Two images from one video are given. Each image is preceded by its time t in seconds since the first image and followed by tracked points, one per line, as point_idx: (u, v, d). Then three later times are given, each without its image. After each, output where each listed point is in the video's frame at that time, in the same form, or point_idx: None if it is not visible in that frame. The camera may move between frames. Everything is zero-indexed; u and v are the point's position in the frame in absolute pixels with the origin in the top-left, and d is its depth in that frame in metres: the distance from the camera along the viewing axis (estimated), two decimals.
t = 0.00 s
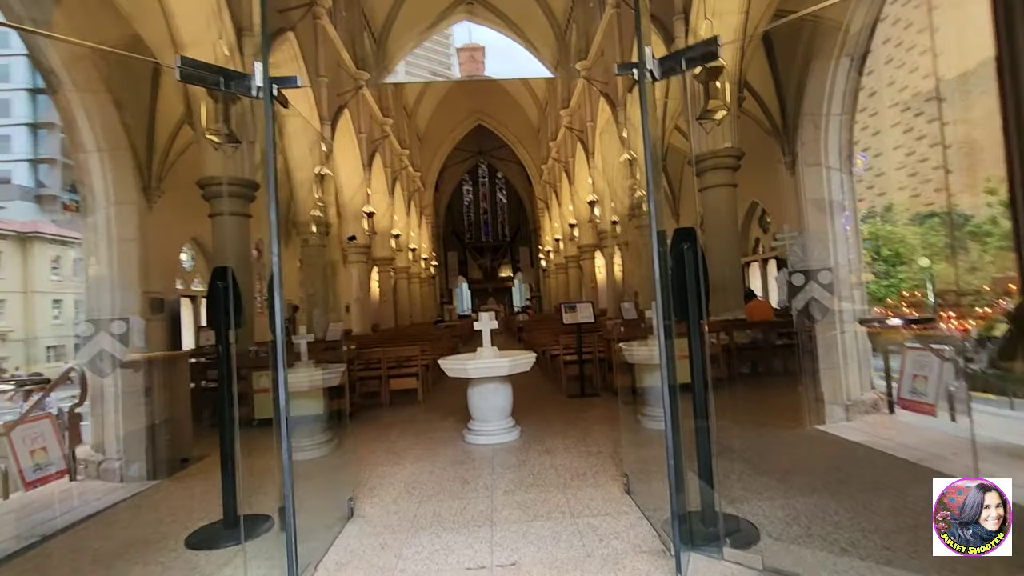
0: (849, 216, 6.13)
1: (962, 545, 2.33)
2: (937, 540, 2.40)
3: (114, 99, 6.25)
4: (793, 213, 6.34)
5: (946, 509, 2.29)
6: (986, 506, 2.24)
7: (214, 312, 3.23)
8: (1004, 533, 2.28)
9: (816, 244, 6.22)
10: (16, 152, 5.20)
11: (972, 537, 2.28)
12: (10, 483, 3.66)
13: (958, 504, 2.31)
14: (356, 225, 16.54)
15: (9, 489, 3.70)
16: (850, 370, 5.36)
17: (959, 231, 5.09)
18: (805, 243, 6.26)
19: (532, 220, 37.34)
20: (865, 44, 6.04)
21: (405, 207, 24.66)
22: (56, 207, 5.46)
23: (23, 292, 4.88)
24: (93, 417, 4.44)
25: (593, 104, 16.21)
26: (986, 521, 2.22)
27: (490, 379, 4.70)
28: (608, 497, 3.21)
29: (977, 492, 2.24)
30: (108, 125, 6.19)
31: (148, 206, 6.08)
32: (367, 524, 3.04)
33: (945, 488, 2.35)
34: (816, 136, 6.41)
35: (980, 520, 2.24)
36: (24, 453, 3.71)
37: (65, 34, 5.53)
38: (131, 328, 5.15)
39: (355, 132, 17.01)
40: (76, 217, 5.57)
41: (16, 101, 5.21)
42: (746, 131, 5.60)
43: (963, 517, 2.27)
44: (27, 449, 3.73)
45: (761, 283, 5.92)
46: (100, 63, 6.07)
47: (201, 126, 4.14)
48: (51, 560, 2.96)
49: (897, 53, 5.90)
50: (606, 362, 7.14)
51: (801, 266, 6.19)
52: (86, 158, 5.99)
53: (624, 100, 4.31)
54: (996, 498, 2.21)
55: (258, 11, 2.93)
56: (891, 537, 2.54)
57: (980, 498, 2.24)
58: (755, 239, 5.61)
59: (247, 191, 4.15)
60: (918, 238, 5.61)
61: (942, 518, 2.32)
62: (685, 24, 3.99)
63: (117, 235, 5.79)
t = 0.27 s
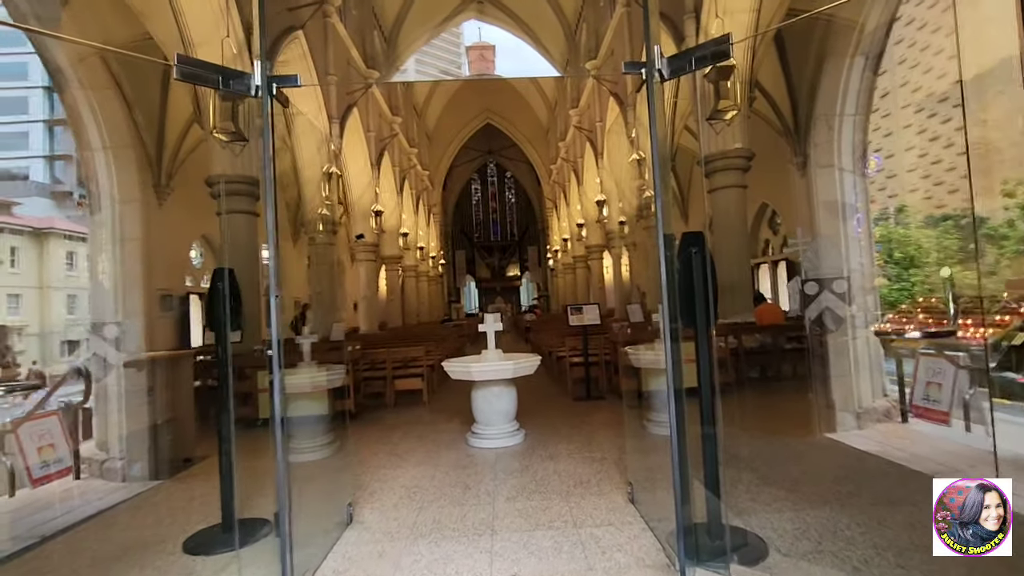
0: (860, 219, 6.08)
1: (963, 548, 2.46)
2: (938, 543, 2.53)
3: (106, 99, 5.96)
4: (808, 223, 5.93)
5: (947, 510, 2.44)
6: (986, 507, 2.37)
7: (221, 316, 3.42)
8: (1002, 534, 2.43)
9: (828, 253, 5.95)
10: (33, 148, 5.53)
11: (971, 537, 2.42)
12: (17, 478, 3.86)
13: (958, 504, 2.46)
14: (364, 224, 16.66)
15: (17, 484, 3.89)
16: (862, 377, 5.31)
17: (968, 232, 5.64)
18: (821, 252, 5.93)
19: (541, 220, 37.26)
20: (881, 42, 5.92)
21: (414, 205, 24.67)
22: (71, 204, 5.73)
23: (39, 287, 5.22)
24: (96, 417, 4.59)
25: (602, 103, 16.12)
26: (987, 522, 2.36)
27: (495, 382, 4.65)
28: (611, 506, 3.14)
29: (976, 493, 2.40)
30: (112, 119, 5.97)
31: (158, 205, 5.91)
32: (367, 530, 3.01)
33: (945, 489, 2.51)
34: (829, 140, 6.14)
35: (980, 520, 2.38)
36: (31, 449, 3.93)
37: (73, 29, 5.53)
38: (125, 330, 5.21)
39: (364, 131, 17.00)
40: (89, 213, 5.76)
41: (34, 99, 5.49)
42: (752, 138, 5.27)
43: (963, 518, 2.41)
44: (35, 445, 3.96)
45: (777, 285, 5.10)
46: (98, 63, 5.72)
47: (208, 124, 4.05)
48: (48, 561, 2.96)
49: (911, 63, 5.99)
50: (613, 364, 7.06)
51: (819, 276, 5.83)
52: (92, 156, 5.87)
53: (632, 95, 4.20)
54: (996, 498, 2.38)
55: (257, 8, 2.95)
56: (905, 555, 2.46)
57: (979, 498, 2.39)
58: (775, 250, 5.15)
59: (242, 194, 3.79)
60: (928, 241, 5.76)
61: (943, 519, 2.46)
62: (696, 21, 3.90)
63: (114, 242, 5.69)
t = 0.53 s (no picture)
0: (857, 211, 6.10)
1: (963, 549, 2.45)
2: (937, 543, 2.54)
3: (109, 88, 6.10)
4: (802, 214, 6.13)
5: (947, 509, 2.47)
6: (986, 507, 2.43)
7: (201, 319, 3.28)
8: (1003, 534, 2.45)
9: (826, 247, 6.06)
10: (21, 138, 5.36)
11: (972, 538, 2.43)
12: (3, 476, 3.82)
13: (958, 504, 2.49)
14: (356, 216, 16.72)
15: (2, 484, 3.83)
16: (856, 375, 5.23)
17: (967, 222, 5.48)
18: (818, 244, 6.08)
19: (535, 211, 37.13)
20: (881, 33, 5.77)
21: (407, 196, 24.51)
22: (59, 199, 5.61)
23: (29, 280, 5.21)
24: (82, 417, 4.50)
25: (597, 94, 15.98)
26: (986, 521, 2.41)
27: (488, 380, 4.58)
28: (606, 508, 3.10)
29: (977, 493, 2.45)
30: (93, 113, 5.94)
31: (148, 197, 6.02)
32: (356, 535, 2.95)
33: (945, 490, 2.55)
34: (826, 130, 6.23)
35: (980, 520, 2.42)
36: (17, 448, 3.97)
37: (49, 15, 5.34)
38: (110, 323, 5.21)
39: (356, 121, 16.75)
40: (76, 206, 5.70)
41: (20, 88, 5.27)
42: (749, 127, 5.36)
43: (963, 518, 2.45)
44: (20, 444, 3.98)
45: (771, 277, 5.62)
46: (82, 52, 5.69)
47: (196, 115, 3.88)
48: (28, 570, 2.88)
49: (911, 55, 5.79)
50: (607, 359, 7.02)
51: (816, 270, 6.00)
52: (72, 150, 5.79)
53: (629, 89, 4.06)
54: (995, 497, 2.43)
55: None
56: (904, 560, 2.42)
57: (979, 498, 2.44)
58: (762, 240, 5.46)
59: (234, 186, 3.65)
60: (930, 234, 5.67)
61: (943, 519, 2.48)
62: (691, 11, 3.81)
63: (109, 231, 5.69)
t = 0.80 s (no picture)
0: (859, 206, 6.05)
1: (963, 549, 2.49)
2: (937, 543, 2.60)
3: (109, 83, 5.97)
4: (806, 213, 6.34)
5: (947, 509, 2.54)
6: (986, 506, 2.49)
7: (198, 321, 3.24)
8: (1002, 534, 2.50)
9: (833, 245, 6.03)
10: (23, 134, 5.31)
11: (973, 538, 2.47)
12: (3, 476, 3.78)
13: (959, 505, 2.55)
14: (357, 212, 16.67)
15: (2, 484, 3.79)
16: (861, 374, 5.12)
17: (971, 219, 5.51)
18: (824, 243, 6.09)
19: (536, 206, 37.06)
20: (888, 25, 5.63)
21: (408, 192, 24.47)
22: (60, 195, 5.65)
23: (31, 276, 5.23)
24: (81, 417, 4.48)
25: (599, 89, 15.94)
26: (987, 522, 2.46)
27: (489, 380, 4.54)
28: (609, 512, 3.05)
29: (976, 493, 2.51)
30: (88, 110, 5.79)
31: (148, 193, 6.20)
32: (356, 540, 2.91)
33: (946, 490, 2.63)
34: (831, 127, 6.29)
35: (980, 520, 2.47)
36: (17, 448, 3.86)
37: (47, 10, 5.26)
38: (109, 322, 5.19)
39: (356, 117, 16.68)
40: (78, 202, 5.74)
41: (22, 84, 5.27)
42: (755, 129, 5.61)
43: (962, 517, 2.51)
44: (21, 444, 3.88)
45: (773, 273, 6.30)
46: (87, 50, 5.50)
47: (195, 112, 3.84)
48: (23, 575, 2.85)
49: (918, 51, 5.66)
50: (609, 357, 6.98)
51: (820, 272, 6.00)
52: (69, 147, 5.70)
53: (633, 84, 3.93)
54: (996, 499, 2.52)
55: None
56: (913, 567, 2.38)
57: (979, 499, 2.50)
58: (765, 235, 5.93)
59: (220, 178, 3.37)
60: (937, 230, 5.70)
61: (944, 518, 2.55)
62: (694, 5, 3.75)
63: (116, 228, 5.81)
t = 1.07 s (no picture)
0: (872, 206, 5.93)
1: (963, 548, 2.46)
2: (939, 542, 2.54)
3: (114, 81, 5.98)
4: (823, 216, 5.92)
5: (946, 510, 2.43)
6: (986, 507, 2.37)
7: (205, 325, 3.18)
8: (1002, 534, 2.44)
9: (842, 248, 5.80)
10: (28, 134, 5.33)
11: (971, 537, 2.42)
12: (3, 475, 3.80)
13: (958, 503, 2.44)
14: (360, 211, 16.65)
15: (4, 484, 3.82)
16: (870, 375, 5.06)
17: (975, 220, 5.48)
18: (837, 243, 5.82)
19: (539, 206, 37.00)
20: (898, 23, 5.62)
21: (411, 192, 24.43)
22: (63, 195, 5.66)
23: (37, 276, 5.29)
24: (83, 419, 4.41)
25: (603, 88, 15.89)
26: (987, 522, 2.36)
27: (492, 382, 4.50)
28: (614, 518, 3.01)
29: (977, 492, 2.38)
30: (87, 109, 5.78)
31: (149, 193, 6.13)
32: (357, 546, 2.88)
33: (945, 489, 2.50)
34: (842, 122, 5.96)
35: (981, 520, 2.37)
36: (19, 448, 3.91)
37: (47, 10, 5.26)
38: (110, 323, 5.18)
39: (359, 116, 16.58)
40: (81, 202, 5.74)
41: (26, 84, 5.27)
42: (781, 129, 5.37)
43: (963, 518, 2.41)
44: (22, 444, 3.93)
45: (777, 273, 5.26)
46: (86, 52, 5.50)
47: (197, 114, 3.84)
48: None
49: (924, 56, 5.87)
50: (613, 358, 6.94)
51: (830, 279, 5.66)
52: (69, 147, 5.68)
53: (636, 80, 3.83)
54: (996, 498, 2.36)
55: None
56: None
57: (979, 499, 2.37)
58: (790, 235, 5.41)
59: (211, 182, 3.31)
60: (942, 229, 5.67)
61: (943, 519, 2.45)
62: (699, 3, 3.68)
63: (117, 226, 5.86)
